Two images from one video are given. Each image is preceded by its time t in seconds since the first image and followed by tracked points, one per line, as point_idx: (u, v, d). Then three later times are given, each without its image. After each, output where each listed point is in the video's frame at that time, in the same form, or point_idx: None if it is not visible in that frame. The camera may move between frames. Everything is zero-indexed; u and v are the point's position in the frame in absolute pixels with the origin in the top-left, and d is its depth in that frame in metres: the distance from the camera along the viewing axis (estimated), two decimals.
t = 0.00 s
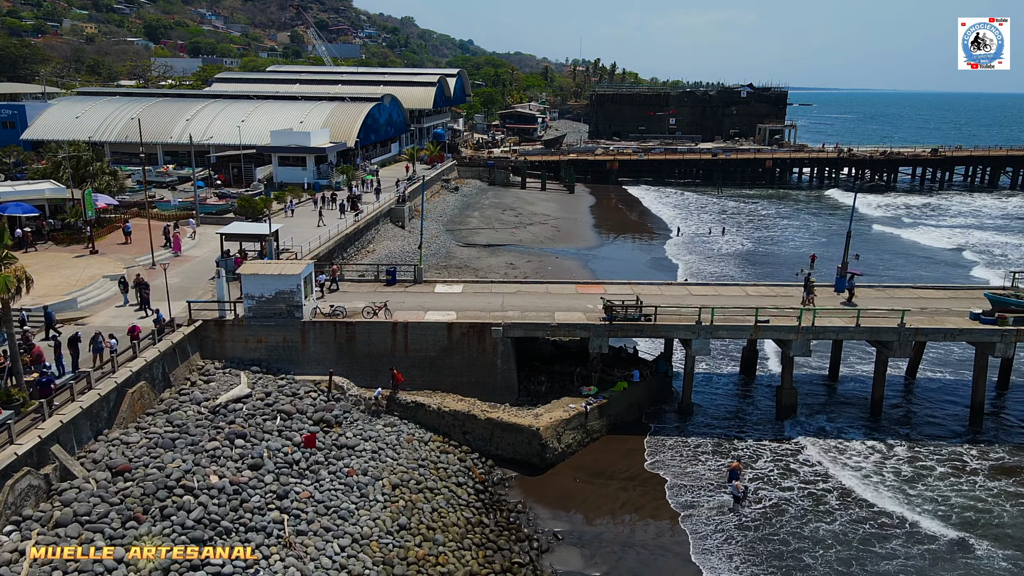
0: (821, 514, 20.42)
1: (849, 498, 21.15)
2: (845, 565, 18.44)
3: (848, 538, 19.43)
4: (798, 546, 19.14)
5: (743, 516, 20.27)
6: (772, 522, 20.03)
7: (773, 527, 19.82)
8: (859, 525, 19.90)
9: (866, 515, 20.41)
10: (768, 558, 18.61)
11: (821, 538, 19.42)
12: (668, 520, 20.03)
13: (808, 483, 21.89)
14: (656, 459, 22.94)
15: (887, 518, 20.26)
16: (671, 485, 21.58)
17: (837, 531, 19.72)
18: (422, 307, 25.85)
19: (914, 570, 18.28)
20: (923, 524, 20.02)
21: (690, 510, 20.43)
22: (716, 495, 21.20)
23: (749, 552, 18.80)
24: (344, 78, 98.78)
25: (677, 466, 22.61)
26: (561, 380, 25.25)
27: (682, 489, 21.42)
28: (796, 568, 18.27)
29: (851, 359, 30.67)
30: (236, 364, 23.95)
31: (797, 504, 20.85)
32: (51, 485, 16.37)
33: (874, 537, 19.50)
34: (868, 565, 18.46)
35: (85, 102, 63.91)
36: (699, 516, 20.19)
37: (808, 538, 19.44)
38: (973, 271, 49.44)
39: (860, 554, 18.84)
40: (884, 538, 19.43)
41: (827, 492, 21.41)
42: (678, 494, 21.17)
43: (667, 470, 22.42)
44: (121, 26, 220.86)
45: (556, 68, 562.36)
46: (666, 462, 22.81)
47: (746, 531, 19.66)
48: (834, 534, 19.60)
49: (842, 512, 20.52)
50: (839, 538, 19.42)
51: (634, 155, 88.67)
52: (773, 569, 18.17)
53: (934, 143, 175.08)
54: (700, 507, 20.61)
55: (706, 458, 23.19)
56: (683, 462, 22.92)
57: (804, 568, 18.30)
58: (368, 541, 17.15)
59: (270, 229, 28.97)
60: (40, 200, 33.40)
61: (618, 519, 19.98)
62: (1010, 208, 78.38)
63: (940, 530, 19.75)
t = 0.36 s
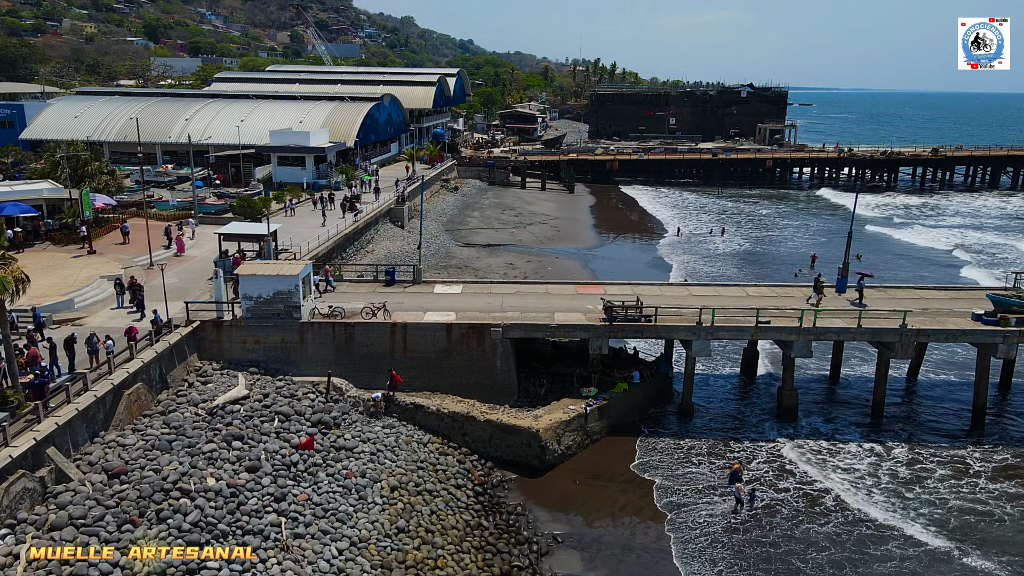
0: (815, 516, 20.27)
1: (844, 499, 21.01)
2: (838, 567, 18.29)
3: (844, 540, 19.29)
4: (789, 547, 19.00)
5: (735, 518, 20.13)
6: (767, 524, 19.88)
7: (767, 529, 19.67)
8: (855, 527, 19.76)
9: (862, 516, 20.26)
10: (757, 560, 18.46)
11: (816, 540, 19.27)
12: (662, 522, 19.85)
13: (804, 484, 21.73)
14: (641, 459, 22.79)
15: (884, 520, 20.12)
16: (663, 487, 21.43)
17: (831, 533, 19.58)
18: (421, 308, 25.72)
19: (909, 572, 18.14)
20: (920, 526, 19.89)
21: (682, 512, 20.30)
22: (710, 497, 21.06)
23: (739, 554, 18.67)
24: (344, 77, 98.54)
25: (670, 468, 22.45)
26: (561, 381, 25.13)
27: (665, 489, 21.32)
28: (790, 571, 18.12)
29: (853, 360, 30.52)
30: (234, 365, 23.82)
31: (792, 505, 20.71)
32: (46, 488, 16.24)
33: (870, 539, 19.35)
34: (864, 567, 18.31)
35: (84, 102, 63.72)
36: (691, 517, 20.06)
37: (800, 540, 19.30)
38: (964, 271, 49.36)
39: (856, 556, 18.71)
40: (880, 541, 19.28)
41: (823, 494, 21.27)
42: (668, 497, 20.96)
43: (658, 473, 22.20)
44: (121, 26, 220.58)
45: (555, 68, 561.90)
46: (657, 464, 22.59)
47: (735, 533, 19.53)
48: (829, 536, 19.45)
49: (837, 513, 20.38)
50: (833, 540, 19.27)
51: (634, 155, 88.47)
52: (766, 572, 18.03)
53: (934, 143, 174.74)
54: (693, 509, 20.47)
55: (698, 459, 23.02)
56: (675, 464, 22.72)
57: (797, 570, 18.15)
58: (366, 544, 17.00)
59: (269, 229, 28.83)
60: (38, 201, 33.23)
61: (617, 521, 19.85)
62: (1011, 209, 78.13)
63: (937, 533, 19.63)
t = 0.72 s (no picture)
0: (813, 522, 19.95)
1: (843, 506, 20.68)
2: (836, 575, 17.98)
3: (843, 548, 18.97)
4: (784, 555, 18.67)
5: (730, 525, 19.77)
6: (764, 530, 19.55)
7: (765, 536, 19.34)
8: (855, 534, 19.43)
9: (861, 523, 19.94)
10: (748, 570, 18.14)
11: (815, 548, 18.95)
12: (656, 530, 19.51)
13: (802, 490, 21.40)
14: (630, 464, 22.47)
15: (884, 528, 19.80)
16: (658, 494, 21.06)
17: (828, 540, 19.26)
18: (419, 311, 25.43)
19: None
20: (920, 534, 19.58)
21: (676, 519, 19.96)
22: (707, 503, 20.74)
23: (730, 563, 18.35)
24: (343, 77, 98.23)
25: (663, 474, 22.10)
26: (561, 385, 24.85)
27: (656, 495, 20.97)
28: None
29: (857, 363, 30.22)
30: (230, 369, 23.51)
31: (789, 511, 20.38)
32: (37, 496, 15.94)
33: (870, 547, 19.01)
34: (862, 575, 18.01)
35: (82, 101, 63.43)
36: (684, 525, 19.71)
37: (797, 548, 18.97)
38: (953, 271, 49.46)
39: (855, 564, 18.41)
40: (880, 549, 18.96)
41: (823, 500, 20.93)
42: (660, 504, 20.56)
43: (655, 478, 21.88)
44: (120, 26, 220.33)
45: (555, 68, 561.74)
46: (652, 470, 22.26)
47: (728, 541, 19.17)
48: (828, 544, 19.13)
49: (835, 520, 20.06)
50: (831, 548, 18.96)
51: (634, 155, 88.15)
52: None
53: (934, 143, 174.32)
54: (688, 516, 20.12)
55: (694, 464, 22.67)
56: (670, 470, 22.37)
57: None
58: (363, 553, 16.68)
59: (267, 231, 28.53)
60: (33, 202, 32.90)
61: (617, 528, 19.52)
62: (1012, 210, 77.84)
63: (938, 541, 19.31)
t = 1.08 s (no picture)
0: (814, 535, 19.42)
1: (844, 518, 20.16)
2: None
3: (844, 562, 18.45)
4: (783, 570, 18.16)
5: (725, 538, 19.23)
6: (763, 544, 19.03)
7: (764, 550, 18.82)
8: (858, 548, 18.90)
9: (863, 537, 19.40)
10: None
11: (816, 562, 18.43)
12: (649, 543, 18.98)
13: (803, 501, 20.87)
14: (622, 474, 21.92)
15: (887, 542, 19.24)
16: (654, 504, 20.51)
17: (829, 554, 18.72)
18: (418, 316, 24.90)
19: None
20: (925, 549, 19.03)
21: (673, 531, 19.42)
22: (707, 515, 20.19)
23: None
24: (342, 77, 97.66)
25: (656, 485, 21.47)
26: (562, 393, 24.34)
27: (649, 506, 20.42)
28: None
29: (863, 369, 29.71)
30: (223, 376, 22.97)
31: (790, 523, 19.85)
32: (20, 512, 15.42)
33: (875, 562, 18.46)
34: None
35: (79, 101, 62.91)
36: (679, 538, 19.18)
37: (798, 562, 18.46)
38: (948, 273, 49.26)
39: None
40: (884, 563, 18.41)
41: (825, 512, 20.39)
42: (653, 515, 20.03)
43: (648, 489, 21.28)
44: (119, 26, 219.91)
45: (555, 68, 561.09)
46: (647, 479, 21.71)
47: (721, 555, 18.64)
48: (829, 557, 18.61)
49: (837, 532, 19.52)
50: (831, 562, 18.43)
51: (635, 156, 87.61)
52: None
53: (934, 143, 173.63)
54: (682, 528, 19.59)
55: (693, 474, 22.12)
56: (665, 480, 21.76)
57: None
58: (358, 569, 16.12)
59: (262, 234, 27.99)
60: (25, 204, 32.33)
61: (618, 542, 18.99)
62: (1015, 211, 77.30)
63: (943, 556, 18.76)
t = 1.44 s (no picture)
0: (822, 553, 18.67)
1: (853, 536, 19.40)
2: None
3: None
4: None
5: (725, 557, 18.49)
6: (769, 563, 18.27)
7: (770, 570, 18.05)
8: (867, 568, 18.17)
9: (872, 556, 18.66)
10: None
11: None
12: (651, 562, 18.22)
13: (810, 517, 20.11)
14: (617, 488, 21.15)
15: (896, 562, 18.51)
16: (650, 520, 19.75)
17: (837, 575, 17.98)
18: (415, 324, 24.17)
19: None
20: (937, 569, 18.28)
21: (676, 550, 18.65)
22: (711, 531, 19.43)
23: None
24: (341, 77, 96.93)
25: (653, 501, 20.64)
26: (563, 403, 23.62)
27: (647, 523, 19.64)
28: None
29: (872, 376, 28.97)
30: (214, 387, 22.23)
31: (797, 541, 19.10)
32: None
33: None
34: None
35: (74, 102, 62.24)
36: (682, 557, 18.42)
37: None
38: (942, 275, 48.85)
39: None
40: None
41: (832, 530, 19.65)
42: (648, 532, 19.22)
43: (643, 504, 20.49)
44: (118, 25, 219.24)
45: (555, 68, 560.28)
46: (642, 493, 20.95)
47: None
48: None
49: (845, 551, 18.79)
50: None
51: (636, 156, 86.86)
52: None
53: (935, 143, 172.69)
54: (678, 546, 18.82)
55: (692, 488, 21.35)
56: (663, 496, 20.92)
57: None
58: None
59: (256, 239, 27.25)
60: (15, 207, 31.57)
61: (622, 560, 18.23)
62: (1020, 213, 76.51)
63: None
